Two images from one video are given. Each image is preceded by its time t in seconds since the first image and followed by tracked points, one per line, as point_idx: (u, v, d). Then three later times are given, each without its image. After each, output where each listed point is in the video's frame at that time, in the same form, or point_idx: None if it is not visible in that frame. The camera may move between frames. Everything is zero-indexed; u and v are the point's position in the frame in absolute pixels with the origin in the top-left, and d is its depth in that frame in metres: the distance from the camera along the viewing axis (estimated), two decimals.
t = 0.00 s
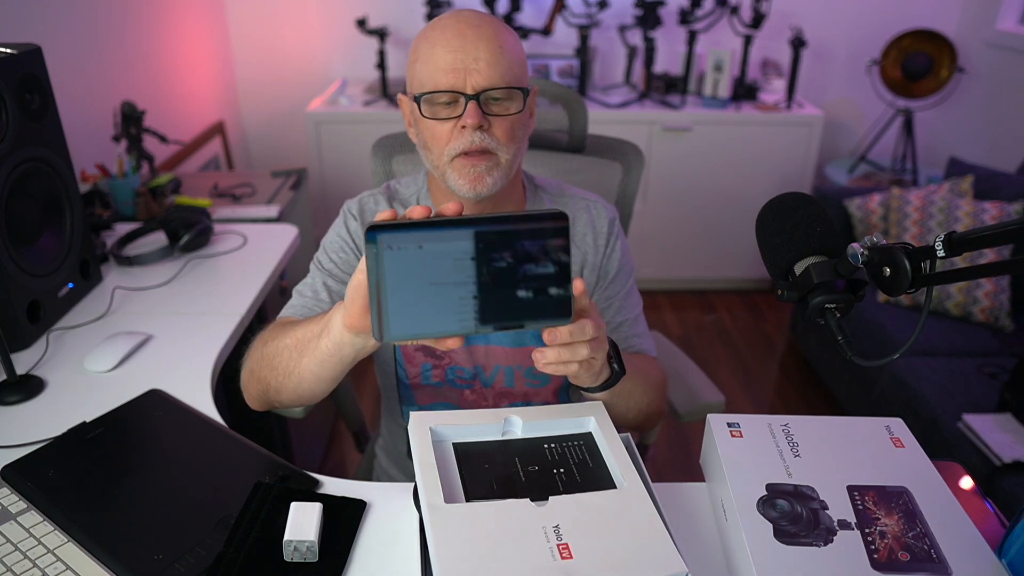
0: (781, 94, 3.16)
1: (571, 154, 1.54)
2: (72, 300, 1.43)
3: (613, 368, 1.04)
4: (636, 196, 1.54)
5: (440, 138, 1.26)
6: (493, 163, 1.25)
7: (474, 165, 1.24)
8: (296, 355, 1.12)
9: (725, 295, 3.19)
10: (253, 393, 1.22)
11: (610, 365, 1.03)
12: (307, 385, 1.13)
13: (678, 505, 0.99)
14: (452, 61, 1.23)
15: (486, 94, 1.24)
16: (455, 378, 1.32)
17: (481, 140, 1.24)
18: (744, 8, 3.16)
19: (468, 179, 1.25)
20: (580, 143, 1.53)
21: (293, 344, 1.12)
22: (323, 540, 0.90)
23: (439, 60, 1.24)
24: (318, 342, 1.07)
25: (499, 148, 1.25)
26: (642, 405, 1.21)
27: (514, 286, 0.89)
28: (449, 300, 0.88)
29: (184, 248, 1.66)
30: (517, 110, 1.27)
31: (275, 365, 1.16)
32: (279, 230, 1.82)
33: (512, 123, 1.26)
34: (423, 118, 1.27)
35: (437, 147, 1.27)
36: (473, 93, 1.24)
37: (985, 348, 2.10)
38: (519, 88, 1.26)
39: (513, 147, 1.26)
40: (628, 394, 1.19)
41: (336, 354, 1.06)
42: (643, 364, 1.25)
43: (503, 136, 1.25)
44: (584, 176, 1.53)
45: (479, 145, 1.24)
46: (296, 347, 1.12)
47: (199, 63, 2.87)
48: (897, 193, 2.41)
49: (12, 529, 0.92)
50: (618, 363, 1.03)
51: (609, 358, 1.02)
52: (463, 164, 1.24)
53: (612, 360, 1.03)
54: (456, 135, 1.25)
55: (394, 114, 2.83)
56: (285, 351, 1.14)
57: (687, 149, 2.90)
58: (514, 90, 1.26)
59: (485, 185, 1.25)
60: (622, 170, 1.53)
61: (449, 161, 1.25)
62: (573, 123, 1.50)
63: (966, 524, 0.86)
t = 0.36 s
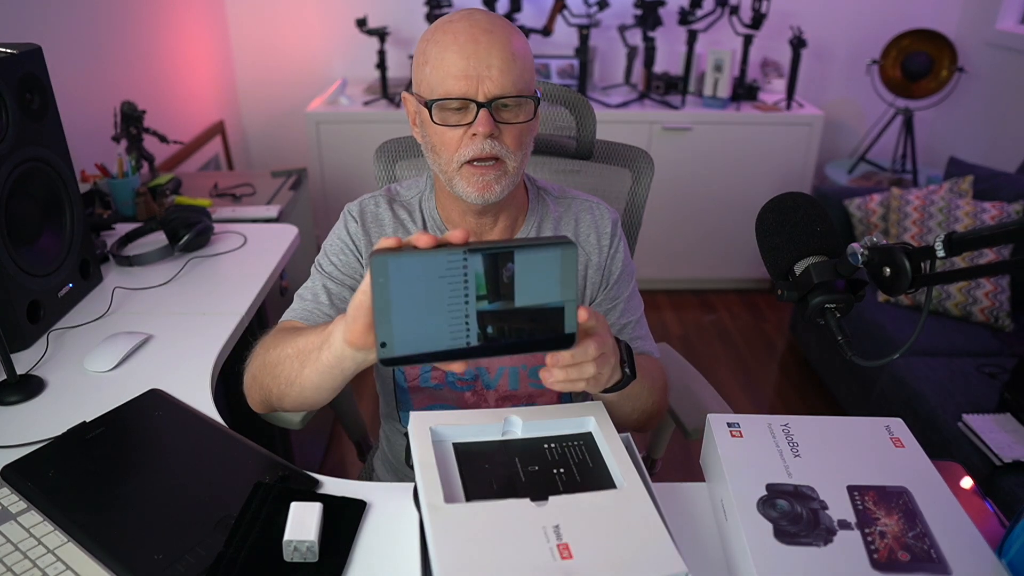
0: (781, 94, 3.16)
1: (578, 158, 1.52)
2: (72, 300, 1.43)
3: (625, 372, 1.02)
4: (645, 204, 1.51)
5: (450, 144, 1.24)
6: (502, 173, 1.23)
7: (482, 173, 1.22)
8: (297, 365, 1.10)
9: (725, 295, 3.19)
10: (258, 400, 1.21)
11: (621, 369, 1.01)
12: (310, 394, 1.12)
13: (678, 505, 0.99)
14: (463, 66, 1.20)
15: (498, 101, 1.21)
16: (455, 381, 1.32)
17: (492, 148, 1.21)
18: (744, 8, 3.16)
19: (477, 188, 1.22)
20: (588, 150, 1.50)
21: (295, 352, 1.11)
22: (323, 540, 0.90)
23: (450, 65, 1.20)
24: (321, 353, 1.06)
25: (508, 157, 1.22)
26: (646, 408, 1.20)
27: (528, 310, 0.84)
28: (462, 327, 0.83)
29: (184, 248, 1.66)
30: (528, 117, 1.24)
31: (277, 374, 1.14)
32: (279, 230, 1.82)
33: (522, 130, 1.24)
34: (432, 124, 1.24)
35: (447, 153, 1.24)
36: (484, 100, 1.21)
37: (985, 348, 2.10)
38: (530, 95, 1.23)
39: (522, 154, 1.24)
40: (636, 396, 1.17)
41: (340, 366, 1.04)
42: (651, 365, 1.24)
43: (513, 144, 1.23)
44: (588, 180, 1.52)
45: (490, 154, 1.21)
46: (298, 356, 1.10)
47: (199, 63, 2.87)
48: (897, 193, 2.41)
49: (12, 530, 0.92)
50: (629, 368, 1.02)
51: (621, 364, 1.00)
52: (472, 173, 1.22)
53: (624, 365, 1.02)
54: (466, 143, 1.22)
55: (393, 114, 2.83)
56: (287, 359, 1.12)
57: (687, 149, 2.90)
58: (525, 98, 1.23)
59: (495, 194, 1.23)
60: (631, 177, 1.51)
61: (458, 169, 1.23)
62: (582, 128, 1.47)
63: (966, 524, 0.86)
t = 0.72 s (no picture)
0: (781, 94, 3.16)
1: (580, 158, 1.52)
2: (72, 300, 1.43)
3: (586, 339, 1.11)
4: (648, 206, 1.50)
5: (447, 124, 1.23)
6: (496, 152, 1.21)
7: (476, 150, 1.20)
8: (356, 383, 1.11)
9: (725, 295, 3.19)
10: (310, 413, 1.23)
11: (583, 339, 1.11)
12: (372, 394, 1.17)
13: (678, 505, 0.99)
14: (466, 51, 1.22)
15: (496, 85, 1.22)
16: (460, 368, 1.32)
17: (487, 128, 1.21)
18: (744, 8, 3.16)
19: (470, 165, 1.20)
20: (590, 151, 1.50)
21: (343, 375, 1.11)
22: (323, 540, 0.90)
23: (454, 50, 1.22)
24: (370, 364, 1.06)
25: (503, 139, 1.21)
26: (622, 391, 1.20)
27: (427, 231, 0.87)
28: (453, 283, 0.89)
29: (184, 248, 1.66)
30: (527, 104, 1.24)
31: (330, 393, 1.15)
32: (279, 230, 1.82)
33: (520, 116, 1.23)
34: (433, 105, 1.25)
35: (444, 133, 1.24)
36: (483, 84, 1.22)
37: (985, 348, 2.10)
38: (530, 83, 1.24)
39: (518, 140, 1.22)
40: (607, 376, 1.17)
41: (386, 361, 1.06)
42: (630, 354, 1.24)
43: (509, 127, 1.22)
44: (590, 180, 1.52)
45: (484, 134, 1.21)
46: (350, 377, 1.11)
47: (199, 63, 2.87)
48: (897, 193, 2.41)
49: (12, 529, 0.92)
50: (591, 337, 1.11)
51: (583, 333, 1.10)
52: (465, 150, 1.21)
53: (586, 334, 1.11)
54: (461, 122, 1.22)
55: (393, 114, 2.83)
56: (337, 381, 1.13)
57: (687, 149, 2.90)
58: (525, 84, 1.23)
59: (487, 176, 1.21)
60: (634, 178, 1.50)
61: (452, 146, 1.22)
62: (586, 129, 1.48)
63: (966, 524, 0.86)
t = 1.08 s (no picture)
0: (781, 94, 3.16)
1: (581, 159, 1.52)
2: (72, 300, 1.43)
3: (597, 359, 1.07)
4: (649, 205, 1.50)
5: (455, 126, 1.24)
6: (503, 158, 1.21)
7: (483, 156, 1.20)
8: (377, 404, 1.12)
9: (725, 295, 3.19)
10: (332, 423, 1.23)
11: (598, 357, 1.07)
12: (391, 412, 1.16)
13: (677, 505, 0.99)
14: (476, 54, 1.21)
15: (506, 90, 1.21)
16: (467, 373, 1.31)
17: (494, 133, 1.20)
18: (744, 8, 3.16)
19: (476, 169, 1.20)
20: (591, 151, 1.50)
21: (365, 395, 1.11)
22: (323, 540, 0.90)
23: (465, 52, 1.21)
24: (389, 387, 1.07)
25: (511, 144, 1.21)
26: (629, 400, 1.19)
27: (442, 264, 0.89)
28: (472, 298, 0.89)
29: (184, 248, 1.66)
30: (536, 110, 1.23)
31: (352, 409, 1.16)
32: (279, 230, 1.82)
33: (528, 121, 1.23)
34: (442, 107, 1.25)
35: (452, 135, 1.25)
36: (493, 88, 1.21)
37: (985, 349, 2.10)
38: (540, 89, 1.23)
39: (527, 146, 1.22)
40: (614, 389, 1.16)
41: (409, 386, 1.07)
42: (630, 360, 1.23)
43: (517, 133, 1.22)
44: (591, 180, 1.51)
45: (491, 138, 1.20)
46: (372, 398, 1.11)
47: (199, 63, 2.87)
48: (897, 193, 2.41)
49: (12, 529, 0.92)
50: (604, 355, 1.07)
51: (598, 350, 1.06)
52: (472, 155, 1.21)
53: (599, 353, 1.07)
54: (469, 125, 1.22)
55: (393, 114, 2.83)
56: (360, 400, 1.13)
57: (687, 149, 2.90)
58: (536, 90, 1.22)
59: (493, 180, 1.20)
60: (634, 178, 1.50)
61: (458, 149, 1.22)
62: (586, 130, 1.48)
63: (967, 524, 0.86)
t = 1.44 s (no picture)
0: (781, 94, 3.16)
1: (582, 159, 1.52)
2: (72, 300, 1.43)
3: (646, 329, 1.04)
4: (649, 205, 1.51)
5: (460, 131, 1.23)
6: (511, 162, 1.21)
7: (490, 161, 1.21)
8: (315, 373, 1.08)
9: (725, 295, 3.19)
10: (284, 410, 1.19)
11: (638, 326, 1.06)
12: (332, 402, 1.10)
13: (677, 505, 0.99)
14: (480, 57, 1.20)
15: (511, 93, 1.21)
16: (467, 378, 1.31)
17: (501, 137, 1.20)
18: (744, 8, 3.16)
19: (483, 174, 1.21)
20: (590, 151, 1.50)
21: (309, 359, 1.10)
22: (323, 540, 0.90)
23: (468, 55, 1.20)
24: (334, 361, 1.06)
25: (517, 148, 1.21)
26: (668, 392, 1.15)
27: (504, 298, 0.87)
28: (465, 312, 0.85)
29: (184, 248, 1.66)
30: (541, 112, 1.23)
31: (292, 378, 1.12)
32: (279, 230, 1.82)
33: (534, 125, 1.23)
34: (445, 111, 1.25)
35: (456, 140, 1.24)
36: (497, 91, 1.21)
37: (985, 349, 2.10)
38: (545, 91, 1.22)
39: (533, 148, 1.22)
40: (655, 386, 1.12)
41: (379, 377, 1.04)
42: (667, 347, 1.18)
43: (523, 136, 1.22)
44: (592, 180, 1.51)
45: (497, 143, 1.20)
46: (314, 365, 1.09)
47: (199, 63, 2.87)
48: (897, 193, 2.41)
49: (12, 529, 0.92)
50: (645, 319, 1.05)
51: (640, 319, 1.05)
52: (478, 159, 1.21)
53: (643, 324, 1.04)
54: (475, 130, 1.22)
55: (393, 114, 2.83)
56: (303, 365, 1.10)
57: (687, 149, 2.90)
58: (541, 93, 1.22)
59: (501, 184, 1.21)
60: (635, 178, 1.50)
61: (465, 154, 1.22)
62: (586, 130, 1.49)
63: (967, 524, 0.85)
